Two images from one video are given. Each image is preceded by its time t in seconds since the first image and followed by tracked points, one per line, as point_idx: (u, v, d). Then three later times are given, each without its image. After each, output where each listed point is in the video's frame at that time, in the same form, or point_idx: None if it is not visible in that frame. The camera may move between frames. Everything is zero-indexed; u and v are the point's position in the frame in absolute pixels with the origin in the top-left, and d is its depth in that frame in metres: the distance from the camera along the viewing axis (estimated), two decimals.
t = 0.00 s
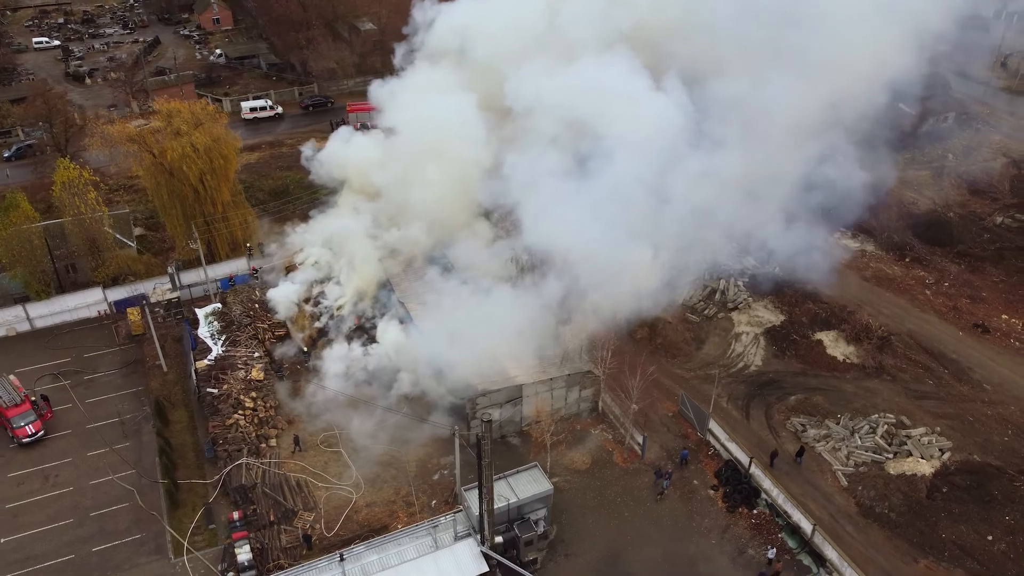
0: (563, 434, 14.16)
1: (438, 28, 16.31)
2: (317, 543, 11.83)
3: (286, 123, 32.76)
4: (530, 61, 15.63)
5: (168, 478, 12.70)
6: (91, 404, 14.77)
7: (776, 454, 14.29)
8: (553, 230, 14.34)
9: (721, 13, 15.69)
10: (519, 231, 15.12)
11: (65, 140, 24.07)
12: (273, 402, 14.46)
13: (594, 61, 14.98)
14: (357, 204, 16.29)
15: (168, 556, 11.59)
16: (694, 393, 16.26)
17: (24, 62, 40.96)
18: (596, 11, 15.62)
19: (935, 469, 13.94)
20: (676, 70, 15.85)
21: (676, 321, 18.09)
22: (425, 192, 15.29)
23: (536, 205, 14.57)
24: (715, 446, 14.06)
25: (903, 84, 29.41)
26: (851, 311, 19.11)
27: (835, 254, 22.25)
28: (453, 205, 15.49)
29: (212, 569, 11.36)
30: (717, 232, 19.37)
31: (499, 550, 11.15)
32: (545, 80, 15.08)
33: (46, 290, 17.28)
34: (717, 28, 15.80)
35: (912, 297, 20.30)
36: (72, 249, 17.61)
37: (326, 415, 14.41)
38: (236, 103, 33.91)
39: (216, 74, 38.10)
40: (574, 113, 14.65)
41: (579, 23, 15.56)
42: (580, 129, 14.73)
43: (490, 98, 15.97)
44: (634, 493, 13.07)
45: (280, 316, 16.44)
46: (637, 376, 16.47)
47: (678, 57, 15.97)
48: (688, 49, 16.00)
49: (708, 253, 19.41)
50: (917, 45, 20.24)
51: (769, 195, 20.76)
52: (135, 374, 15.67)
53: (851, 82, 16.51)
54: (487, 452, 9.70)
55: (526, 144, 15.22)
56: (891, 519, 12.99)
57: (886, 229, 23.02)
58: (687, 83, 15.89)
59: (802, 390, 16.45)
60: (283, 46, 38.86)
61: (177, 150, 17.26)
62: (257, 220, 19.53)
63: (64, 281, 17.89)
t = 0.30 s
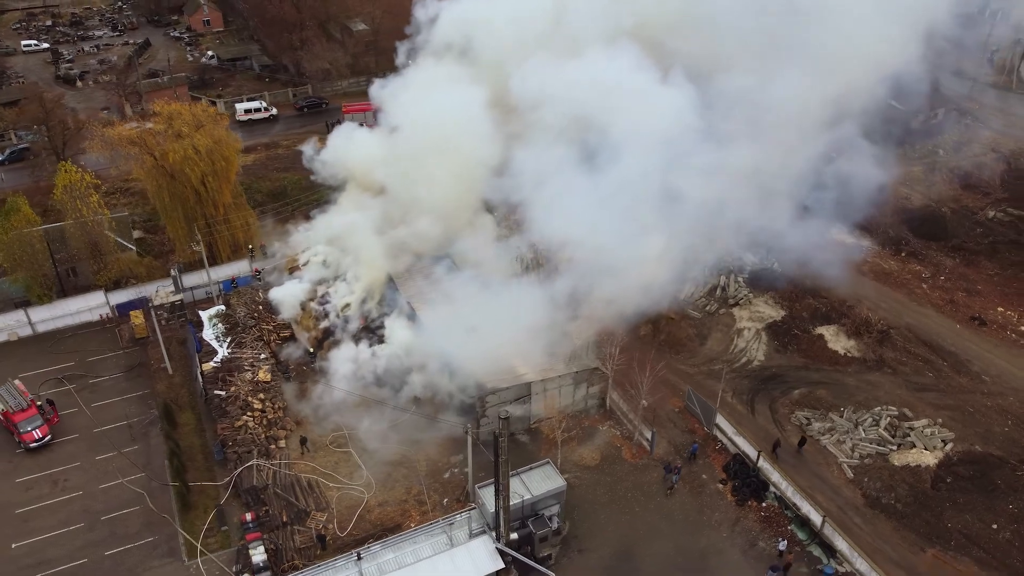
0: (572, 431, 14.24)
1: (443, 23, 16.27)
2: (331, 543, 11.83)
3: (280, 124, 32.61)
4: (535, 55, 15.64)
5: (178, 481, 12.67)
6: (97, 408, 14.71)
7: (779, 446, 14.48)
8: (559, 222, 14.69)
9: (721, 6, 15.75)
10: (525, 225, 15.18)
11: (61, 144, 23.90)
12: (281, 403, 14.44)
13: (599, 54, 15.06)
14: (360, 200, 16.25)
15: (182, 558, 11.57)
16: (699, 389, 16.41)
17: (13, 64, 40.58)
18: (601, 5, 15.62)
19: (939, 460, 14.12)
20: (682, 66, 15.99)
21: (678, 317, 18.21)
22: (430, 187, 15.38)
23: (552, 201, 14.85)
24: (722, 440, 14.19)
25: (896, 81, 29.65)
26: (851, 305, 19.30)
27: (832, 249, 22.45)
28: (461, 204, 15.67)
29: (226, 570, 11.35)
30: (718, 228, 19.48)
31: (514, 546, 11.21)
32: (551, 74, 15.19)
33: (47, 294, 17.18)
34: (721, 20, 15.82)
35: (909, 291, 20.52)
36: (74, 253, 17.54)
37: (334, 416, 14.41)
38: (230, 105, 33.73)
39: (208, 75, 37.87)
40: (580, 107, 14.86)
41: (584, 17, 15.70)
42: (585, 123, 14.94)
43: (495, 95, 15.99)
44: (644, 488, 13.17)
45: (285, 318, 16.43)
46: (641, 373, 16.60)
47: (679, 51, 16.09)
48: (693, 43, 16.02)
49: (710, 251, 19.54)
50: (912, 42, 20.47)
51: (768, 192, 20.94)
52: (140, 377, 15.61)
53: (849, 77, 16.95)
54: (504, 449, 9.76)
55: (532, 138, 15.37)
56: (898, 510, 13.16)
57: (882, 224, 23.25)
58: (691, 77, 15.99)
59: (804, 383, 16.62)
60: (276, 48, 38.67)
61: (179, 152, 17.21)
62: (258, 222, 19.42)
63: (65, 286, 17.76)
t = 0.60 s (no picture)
0: (580, 428, 14.33)
1: (446, 20, 16.28)
2: (345, 543, 11.84)
3: (275, 126, 32.48)
4: (539, 51, 15.80)
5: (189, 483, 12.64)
6: (104, 411, 14.65)
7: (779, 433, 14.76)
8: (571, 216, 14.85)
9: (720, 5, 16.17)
10: (536, 220, 15.33)
11: (57, 147, 23.74)
12: (290, 404, 14.43)
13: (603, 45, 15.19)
14: (365, 196, 16.15)
15: (196, 561, 11.55)
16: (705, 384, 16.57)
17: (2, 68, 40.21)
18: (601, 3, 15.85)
19: (943, 451, 14.28)
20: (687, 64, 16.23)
21: (681, 314, 18.32)
22: (438, 183, 15.44)
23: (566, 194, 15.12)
24: (730, 435, 14.31)
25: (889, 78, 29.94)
26: (850, 300, 19.48)
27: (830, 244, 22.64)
28: (469, 201, 15.79)
29: (241, 572, 11.35)
30: (717, 224, 19.62)
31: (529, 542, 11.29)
32: (556, 70, 15.36)
33: (50, 299, 17.10)
34: (719, 18, 16.16)
35: (907, 285, 20.75)
36: (76, 257, 17.48)
37: (343, 417, 14.43)
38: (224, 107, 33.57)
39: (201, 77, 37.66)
40: (588, 103, 15.17)
41: (586, 14, 15.97)
42: (595, 117, 15.25)
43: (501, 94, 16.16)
44: (654, 483, 13.28)
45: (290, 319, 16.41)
46: (645, 370, 16.72)
47: (684, 48, 16.37)
48: (693, 40, 16.33)
49: (710, 247, 19.69)
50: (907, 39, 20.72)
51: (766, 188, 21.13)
52: (146, 380, 15.56)
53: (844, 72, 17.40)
54: (521, 446, 9.82)
55: (542, 132, 15.65)
56: (904, 501, 13.33)
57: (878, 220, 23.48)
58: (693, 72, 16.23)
59: (807, 378, 16.78)
60: (269, 49, 38.51)
61: (181, 155, 17.15)
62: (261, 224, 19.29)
63: (66, 290, 17.66)
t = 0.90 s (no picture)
0: (589, 424, 14.41)
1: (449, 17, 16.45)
2: (360, 542, 11.87)
3: (270, 128, 32.33)
4: (541, 47, 16.03)
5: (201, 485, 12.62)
6: (111, 415, 14.58)
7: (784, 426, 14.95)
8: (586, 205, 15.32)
9: (719, 2, 17.09)
10: (545, 213, 15.72)
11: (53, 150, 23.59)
12: (299, 404, 14.45)
13: (609, 38, 15.75)
14: (368, 193, 16.03)
15: (211, 562, 11.55)
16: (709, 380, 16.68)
17: None
18: None
19: (946, 442, 14.47)
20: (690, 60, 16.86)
21: (684, 310, 18.44)
22: (444, 178, 15.43)
23: (578, 186, 15.55)
24: (737, 429, 14.45)
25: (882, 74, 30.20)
26: (850, 294, 19.69)
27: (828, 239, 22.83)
28: (476, 198, 15.78)
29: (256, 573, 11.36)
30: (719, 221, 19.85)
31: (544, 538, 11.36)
32: (561, 64, 15.74)
33: (53, 302, 17.03)
34: (719, 15, 17.07)
35: (905, 279, 20.98)
36: (79, 260, 17.51)
37: (353, 417, 14.45)
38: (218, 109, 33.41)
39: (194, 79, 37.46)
40: (595, 97, 15.59)
41: (590, 11, 16.39)
42: (602, 113, 15.68)
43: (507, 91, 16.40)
44: (664, 478, 13.38)
45: (296, 320, 16.40)
46: (650, 366, 16.83)
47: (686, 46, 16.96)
48: (693, 36, 17.07)
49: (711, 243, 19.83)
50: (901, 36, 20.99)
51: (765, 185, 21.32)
52: (152, 383, 15.51)
53: (836, 64, 18.83)
54: (538, 442, 9.89)
55: (548, 127, 16.00)
56: (911, 492, 13.50)
57: (874, 215, 23.72)
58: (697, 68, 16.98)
59: (810, 371, 16.95)
60: (263, 50, 38.34)
61: (183, 156, 17.11)
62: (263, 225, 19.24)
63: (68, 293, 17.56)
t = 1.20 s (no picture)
0: (598, 421, 14.50)
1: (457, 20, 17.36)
2: (374, 541, 11.90)
3: (266, 129, 32.18)
4: (550, 49, 17.06)
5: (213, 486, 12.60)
6: (118, 417, 14.54)
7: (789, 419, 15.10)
8: (591, 192, 16.02)
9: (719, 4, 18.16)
10: (552, 206, 16.20)
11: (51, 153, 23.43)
12: (307, 404, 14.45)
13: (615, 35, 16.77)
14: (372, 188, 16.07)
15: (226, 563, 11.56)
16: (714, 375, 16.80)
17: None
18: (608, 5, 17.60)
19: (950, 433, 14.65)
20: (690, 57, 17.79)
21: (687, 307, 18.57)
22: (451, 171, 15.61)
23: (588, 178, 16.27)
24: (744, 424, 14.58)
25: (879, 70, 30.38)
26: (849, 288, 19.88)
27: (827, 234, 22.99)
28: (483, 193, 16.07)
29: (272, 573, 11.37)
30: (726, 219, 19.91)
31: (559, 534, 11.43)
32: (566, 60, 16.87)
33: (56, 305, 16.96)
34: (720, 13, 18.13)
35: (903, 273, 21.20)
36: (82, 263, 17.52)
37: (362, 416, 14.47)
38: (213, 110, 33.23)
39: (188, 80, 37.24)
40: (603, 94, 16.65)
41: (593, 16, 17.64)
42: (609, 108, 16.63)
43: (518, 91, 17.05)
44: (674, 472, 13.49)
45: (302, 320, 16.39)
46: (655, 363, 16.93)
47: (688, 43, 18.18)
48: (693, 35, 18.25)
49: (713, 239, 19.90)
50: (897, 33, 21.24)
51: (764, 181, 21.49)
52: (160, 385, 15.48)
53: (837, 63, 19.34)
54: (555, 437, 9.95)
55: (556, 122, 16.77)
56: (917, 483, 13.67)
57: (872, 210, 23.94)
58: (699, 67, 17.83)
59: (813, 365, 17.10)
60: (257, 51, 38.15)
61: (185, 158, 17.12)
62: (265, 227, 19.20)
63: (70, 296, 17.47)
